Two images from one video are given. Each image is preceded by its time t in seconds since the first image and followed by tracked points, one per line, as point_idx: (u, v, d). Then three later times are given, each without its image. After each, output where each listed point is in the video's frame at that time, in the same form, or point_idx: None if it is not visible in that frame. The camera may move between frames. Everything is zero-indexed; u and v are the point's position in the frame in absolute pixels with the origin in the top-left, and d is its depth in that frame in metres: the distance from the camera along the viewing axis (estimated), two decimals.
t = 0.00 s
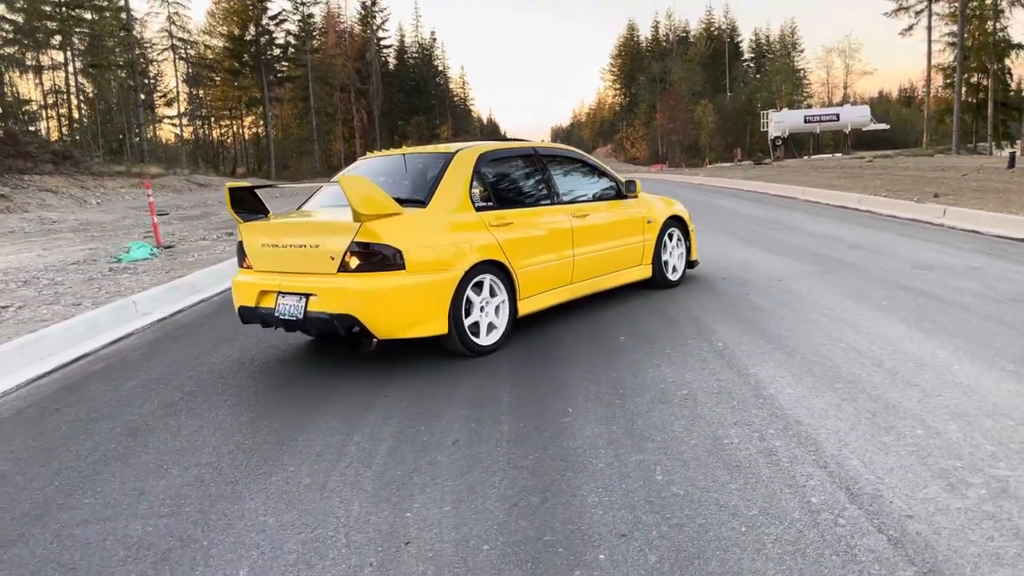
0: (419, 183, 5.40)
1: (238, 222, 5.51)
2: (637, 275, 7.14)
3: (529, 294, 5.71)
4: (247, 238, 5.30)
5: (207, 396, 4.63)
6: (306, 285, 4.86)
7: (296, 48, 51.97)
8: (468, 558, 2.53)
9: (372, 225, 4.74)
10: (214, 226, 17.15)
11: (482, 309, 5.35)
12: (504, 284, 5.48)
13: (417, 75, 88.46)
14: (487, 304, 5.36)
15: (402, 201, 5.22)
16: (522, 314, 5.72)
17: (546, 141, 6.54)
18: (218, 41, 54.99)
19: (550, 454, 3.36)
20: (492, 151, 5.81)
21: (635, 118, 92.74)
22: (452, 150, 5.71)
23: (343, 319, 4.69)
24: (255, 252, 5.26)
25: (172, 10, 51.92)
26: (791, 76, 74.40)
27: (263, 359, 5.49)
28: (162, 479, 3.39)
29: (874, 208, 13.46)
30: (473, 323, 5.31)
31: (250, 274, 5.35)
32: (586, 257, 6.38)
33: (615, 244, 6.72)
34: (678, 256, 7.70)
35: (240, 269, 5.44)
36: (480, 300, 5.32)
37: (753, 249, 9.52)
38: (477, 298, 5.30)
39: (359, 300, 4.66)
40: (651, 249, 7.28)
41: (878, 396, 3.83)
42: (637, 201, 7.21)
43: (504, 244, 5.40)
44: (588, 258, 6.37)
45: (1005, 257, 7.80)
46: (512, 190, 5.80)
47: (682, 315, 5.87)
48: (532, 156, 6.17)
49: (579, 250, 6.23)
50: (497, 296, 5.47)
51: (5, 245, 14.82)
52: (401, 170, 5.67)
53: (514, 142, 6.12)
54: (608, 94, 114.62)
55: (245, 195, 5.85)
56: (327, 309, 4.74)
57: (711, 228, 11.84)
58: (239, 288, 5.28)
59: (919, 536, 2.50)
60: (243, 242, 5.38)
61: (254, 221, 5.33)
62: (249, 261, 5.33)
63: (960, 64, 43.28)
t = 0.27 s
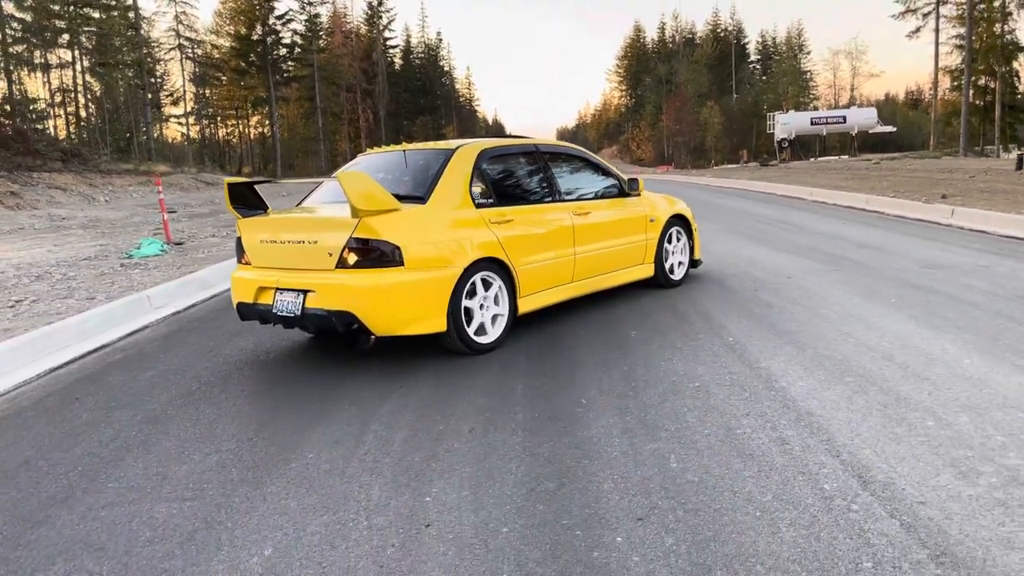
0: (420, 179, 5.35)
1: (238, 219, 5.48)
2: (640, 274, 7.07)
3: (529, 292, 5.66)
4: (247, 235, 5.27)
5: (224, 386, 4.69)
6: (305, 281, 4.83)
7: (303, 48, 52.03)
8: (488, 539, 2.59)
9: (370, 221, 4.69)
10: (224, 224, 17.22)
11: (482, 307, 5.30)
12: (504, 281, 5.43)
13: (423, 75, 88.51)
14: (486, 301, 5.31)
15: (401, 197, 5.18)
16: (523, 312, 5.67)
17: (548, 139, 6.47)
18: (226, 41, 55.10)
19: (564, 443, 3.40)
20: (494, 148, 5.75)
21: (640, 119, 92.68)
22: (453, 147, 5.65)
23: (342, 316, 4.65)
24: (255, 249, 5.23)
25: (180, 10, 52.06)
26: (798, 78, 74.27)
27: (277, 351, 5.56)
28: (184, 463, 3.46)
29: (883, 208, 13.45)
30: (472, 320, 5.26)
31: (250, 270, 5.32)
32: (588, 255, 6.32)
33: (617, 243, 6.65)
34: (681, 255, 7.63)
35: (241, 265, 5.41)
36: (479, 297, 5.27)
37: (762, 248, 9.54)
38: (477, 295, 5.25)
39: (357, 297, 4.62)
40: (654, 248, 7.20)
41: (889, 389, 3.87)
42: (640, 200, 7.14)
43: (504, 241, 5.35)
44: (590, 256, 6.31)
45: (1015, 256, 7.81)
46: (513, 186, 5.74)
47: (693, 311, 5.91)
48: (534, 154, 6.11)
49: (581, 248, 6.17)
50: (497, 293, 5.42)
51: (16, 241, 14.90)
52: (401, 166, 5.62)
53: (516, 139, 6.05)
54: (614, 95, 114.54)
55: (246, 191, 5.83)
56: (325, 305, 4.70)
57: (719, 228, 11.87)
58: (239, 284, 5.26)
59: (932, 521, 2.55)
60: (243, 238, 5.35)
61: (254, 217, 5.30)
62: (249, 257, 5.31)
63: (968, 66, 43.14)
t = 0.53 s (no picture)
0: (422, 176, 5.28)
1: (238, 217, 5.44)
2: (644, 275, 7.00)
3: (531, 292, 5.60)
4: (247, 233, 5.21)
5: (241, 380, 4.74)
6: (303, 279, 4.76)
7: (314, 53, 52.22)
8: (506, 525, 2.62)
9: (370, 219, 4.64)
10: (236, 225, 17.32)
11: (482, 306, 5.25)
12: (505, 281, 5.36)
13: (433, 80, 88.73)
14: (487, 301, 5.25)
15: (401, 195, 5.12)
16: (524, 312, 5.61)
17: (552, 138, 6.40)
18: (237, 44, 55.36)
19: (580, 435, 3.43)
20: (496, 146, 5.68)
21: (649, 124, 92.70)
22: (454, 145, 5.58)
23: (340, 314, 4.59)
24: (254, 247, 5.18)
25: (192, 13, 52.36)
26: (807, 84, 74.19)
27: (293, 347, 5.61)
28: (205, 451, 3.52)
29: (894, 212, 13.43)
30: (472, 319, 5.20)
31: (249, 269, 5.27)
32: (591, 255, 6.25)
33: (621, 243, 6.58)
34: (685, 257, 7.56)
35: (240, 263, 5.36)
36: (480, 296, 5.22)
37: (773, 250, 9.55)
38: (476, 295, 5.19)
39: (356, 295, 4.56)
40: (658, 249, 7.13)
41: (904, 384, 3.89)
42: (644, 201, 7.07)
43: (505, 240, 5.29)
44: (594, 256, 6.24)
45: None
46: (515, 186, 5.68)
47: (706, 309, 5.93)
48: (537, 153, 6.04)
49: (585, 248, 6.10)
50: (498, 293, 5.36)
51: (30, 240, 15.01)
52: (402, 164, 5.55)
53: (519, 138, 6.00)
54: (623, 100, 114.55)
55: (245, 190, 5.78)
56: (323, 303, 4.64)
57: (730, 230, 11.87)
58: (238, 283, 5.20)
59: (949, 510, 2.57)
60: (242, 237, 5.31)
61: (253, 215, 5.25)
62: (249, 255, 5.25)
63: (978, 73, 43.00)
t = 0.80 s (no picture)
0: (425, 173, 5.20)
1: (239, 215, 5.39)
2: (650, 277, 6.93)
3: (535, 292, 5.54)
4: (248, 231, 5.17)
5: (257, 375, 4.76)
6: (303, 277, 4.71)
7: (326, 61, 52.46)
8: (529, 510, 2.62)
9: (370, 215, 4.58)
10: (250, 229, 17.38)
11: (485, 306, 5.19)
12: (508, 281, 5.31)
13: (444, 89, 89.01)
14: (490, 300, 5.20)
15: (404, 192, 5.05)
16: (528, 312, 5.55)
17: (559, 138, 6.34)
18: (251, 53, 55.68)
19: (599, 426, 3.42)
20: (501, 144, 5.62)
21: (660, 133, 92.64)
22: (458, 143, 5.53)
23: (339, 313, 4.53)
24: (256, 246, 5.13)
25: (207, 22, 52.74)
26: (819, 94, 74.03)
27: (309, 343, 5.63)
28: (225, 440, 3.53)
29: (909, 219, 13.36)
30: (475, 319, 5.14)
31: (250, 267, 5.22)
32: (597, 257, 6.18)
33: (627, 245, 6.51)
34: (693, 259, 7.49)
35: (241, 261, 5.31)
36: (483, 296, 5.16)
37: (787, 253, 9.53)
38: (479, 295, 5.13)
39: (356, 293, 4.50)
40: (665, 250, 7.06)
41: (925, 379, 3.87)
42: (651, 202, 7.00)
43: (509, 239, 5.23)
44: (599, 257, 6.18)
45: None
46: (520, 185, 5.62)
47: (723, 308, 5.92)
48: (543, 152, 5.98)
49: (590, 249, 6.04)
50: (501, 293, 5.30)
51: (45, 243, 15.10)
52: (405, 162, 5.49)
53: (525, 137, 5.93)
54: (634, 110, 114.56)
55: (246, 187, 5.74)
56: (323, 301, 4.58)
57: (743, 235, 11.84)
58: (239, 281, 5.16)
59: (974, 498, 2.55)
60: (244, 235, 5.26)
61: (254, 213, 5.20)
62: (250, 254, 5.21)
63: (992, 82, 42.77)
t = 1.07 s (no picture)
0: (428, 172, 5.17)
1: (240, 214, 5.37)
2: (656, 279, 6.90)
3: (538, 292, 5.53)
4: (249, 230, 5.15)
5: (271, 371, 4.78)
6: (302, 276, 4.69)
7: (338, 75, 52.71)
8: (546, 492, 2.62)
9: (370, 212, 4.56)
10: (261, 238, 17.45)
11: (487, 305, 5.18)
12: (509, 280, 5.30)
13: (454, 103, 89.37)
14: (492, 300, 5.20)
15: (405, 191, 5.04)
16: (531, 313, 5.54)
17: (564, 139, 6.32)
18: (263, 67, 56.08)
19: (616, 416, 3.42)
20: (506, 144, 5.62)
21: (669, 147, 92.66)
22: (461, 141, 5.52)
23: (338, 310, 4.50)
24: (256, 245, 5.12)
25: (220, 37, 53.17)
26: (829, 108, 73.99)
27: (323, 340, 5.66)
28: (242, 430, 3.54)
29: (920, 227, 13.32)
30: (476, 318, 5.14)
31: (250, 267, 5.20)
32: (602, 258, 6.16)
33: (632, 247, 6.49)
34: (699, 262, 7.46)
35: (242, 261, 5.28)
36: (484, 295, 5.16)
37: (799, 259, 9.51)
38: (481, 294, 5.13)
39: (356, 291, 4.48)
40: (671, 253, 7.04)
41: (942, 372, 3.86)
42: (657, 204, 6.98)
43: (511, 238, 5.23)
44: (604, 258, 6.16)
45: None
46: (523, 185, 5.62)
47: (736, 309, 5.93)
48: (547, 152, 5.97)
49: (594, 250, 6.02)
50: (503, 292, 5.30)
51: (59, 251, 15.19)
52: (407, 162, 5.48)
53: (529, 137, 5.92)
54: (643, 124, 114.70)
55: (247, 187, 5.74)
56: (322, 299, 4.55)
57: (754, 242, 11.81)
58: (239, 281, 5.13)
59: (996, 481, 2.54)
60: (244, 234, 5.24)
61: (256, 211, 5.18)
62: (250, 252, 5.19)
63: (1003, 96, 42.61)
